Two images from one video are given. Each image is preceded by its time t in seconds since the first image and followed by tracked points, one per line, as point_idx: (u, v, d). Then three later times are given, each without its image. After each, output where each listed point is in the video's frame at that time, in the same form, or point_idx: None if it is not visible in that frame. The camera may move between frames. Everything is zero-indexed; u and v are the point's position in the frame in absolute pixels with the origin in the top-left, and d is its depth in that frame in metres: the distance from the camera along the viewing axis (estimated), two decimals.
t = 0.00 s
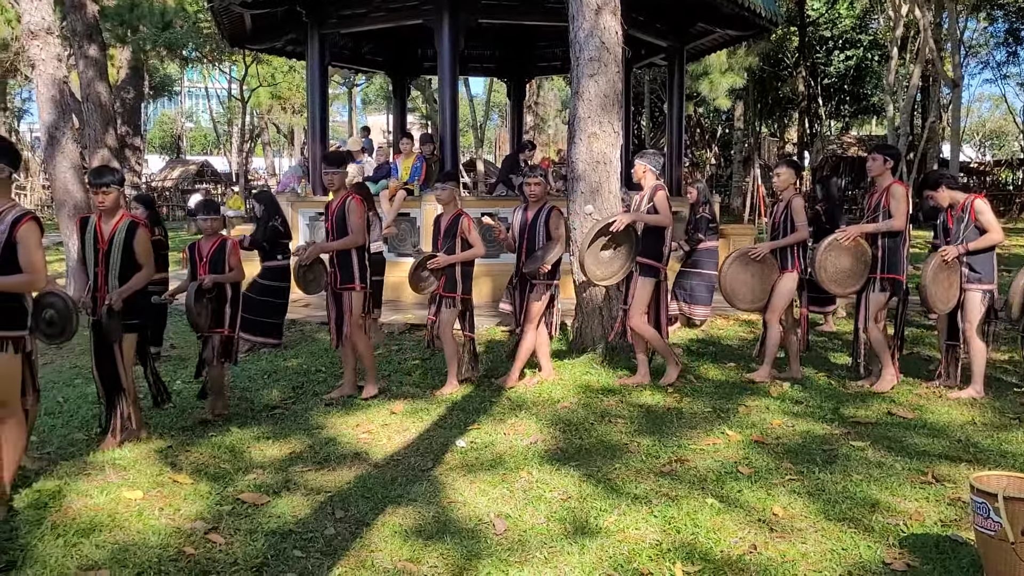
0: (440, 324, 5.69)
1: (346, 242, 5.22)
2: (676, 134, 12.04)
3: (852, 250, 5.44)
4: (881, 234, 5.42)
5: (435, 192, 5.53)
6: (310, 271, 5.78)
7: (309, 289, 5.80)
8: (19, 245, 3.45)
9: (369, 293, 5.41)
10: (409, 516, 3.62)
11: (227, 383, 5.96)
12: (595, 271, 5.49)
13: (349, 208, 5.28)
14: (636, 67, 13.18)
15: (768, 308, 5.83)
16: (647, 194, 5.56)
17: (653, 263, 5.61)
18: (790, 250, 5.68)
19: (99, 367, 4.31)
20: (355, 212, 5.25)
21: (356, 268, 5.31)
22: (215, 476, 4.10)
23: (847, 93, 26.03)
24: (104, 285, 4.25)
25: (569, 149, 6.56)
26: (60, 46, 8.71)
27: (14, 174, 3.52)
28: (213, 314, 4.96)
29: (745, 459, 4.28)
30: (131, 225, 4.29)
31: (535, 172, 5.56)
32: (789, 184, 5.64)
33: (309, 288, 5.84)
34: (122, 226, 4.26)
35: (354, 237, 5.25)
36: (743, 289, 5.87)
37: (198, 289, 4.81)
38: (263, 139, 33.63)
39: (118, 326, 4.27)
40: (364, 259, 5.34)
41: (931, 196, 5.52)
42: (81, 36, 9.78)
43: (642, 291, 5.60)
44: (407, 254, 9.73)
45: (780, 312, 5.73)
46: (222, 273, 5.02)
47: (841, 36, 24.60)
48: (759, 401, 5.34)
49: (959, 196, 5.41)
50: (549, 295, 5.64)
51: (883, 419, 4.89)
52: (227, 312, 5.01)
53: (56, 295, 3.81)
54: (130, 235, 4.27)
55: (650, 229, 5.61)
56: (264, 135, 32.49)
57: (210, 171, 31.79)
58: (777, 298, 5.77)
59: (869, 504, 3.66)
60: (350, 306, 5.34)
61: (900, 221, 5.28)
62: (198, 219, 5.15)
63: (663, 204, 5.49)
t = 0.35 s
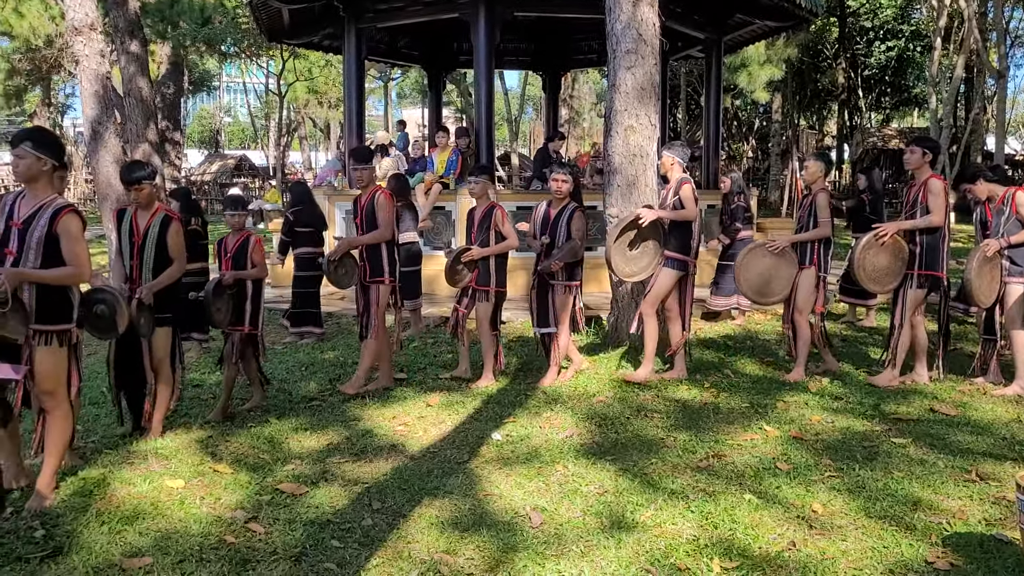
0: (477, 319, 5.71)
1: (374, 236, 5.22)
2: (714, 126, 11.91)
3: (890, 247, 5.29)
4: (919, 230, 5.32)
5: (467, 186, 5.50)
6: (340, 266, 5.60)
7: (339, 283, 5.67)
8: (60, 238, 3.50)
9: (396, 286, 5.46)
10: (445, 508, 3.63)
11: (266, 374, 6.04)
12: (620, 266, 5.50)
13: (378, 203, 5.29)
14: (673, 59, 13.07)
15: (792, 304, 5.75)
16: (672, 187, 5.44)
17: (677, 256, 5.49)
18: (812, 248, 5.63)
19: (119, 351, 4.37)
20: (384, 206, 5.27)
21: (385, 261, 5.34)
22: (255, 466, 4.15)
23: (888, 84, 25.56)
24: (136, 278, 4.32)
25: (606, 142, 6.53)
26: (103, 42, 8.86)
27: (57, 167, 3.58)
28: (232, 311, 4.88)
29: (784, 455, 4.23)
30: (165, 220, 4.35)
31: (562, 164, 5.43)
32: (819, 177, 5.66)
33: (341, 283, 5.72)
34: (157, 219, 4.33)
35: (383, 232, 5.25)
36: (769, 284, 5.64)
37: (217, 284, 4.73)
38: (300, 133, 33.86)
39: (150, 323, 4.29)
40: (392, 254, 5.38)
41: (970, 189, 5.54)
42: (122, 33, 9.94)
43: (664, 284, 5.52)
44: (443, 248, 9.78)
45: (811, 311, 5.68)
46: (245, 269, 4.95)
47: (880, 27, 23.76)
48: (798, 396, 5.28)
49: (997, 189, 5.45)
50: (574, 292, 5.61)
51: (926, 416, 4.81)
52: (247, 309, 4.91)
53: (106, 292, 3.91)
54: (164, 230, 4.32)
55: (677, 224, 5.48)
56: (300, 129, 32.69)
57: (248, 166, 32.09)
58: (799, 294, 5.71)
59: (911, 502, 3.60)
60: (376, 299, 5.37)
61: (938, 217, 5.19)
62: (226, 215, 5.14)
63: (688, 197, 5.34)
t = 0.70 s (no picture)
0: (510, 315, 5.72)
1: (397, 235, 5.25)
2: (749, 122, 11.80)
3: (916, 247, 5.20)
4: (945, 231, 5.24)
5: (491, 182, 5.54)
6: (362, 264, 5.39)
7: (360, 282, 5.42)
8: (96, 232, 3.54)
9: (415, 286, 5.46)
10: (478, 503, 3.64)
11: (299, 368, 6.10)
12: (636, 265, 5.28)
13: (404, 201, 5.32)
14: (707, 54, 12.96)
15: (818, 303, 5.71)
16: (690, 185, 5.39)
17: (692, 256, 5.48)
18: (837, 245, 5.63)
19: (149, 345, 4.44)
20: (410, 205, 5.29)
21: (403, 261, 5.35)
22: (290, 459, 4.19)
23: (926, 78, 25.14)
24: (165, 272, 4.35)
25: (640, 137, 6.49)
26: (141, 39, 8.98)
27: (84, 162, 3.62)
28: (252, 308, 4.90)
29: (820, 454, 4.19)
30: (189, 214, 4.39)
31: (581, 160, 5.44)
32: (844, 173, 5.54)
33: (360, 283, 5.46)
34: (181, 214, 4.37)
35: (406, 231, 5.28)
36: (796, 283, 5.57)
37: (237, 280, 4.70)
38: (333, 129, 34.06)
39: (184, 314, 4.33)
40: (412, 253, 5.40)
41: (1008, 187, 5.40)
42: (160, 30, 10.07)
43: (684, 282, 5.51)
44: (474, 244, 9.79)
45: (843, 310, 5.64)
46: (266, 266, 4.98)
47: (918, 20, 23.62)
48: (834, 395, 5.22)
49: None
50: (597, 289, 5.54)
51: (966, 416, 4.72)
52: (267, 307, 4.93)
53: (145, 288, 3.97)
54: (188, 224, 4.37)
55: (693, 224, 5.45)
56: (332, 125, 32.83)
57: (281, 161, 32.31)
58: (827, 294, 5.68)
59: (951, 503, 3.54)
60: (395, 299, 5.38)
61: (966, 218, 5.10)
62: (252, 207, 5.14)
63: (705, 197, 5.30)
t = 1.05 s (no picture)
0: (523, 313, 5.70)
1: (415, 235, 5.23)
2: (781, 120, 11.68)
3: (938, 246, 5.15)
4: (969, 232, 5.14)
5: (503, 180, 5.56)
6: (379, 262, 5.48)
7: (375, 280, 5.49)
8: (116, 228, 3.58)
9: (432, 287, 5.44)
10: (507, 501, 3.64)
11: (330, 364, 6.15)
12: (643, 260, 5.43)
13: (423, 202, 5.29)
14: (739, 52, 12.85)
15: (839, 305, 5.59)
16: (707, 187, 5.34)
17: (703, 257, 5.43)
18: (857, 245, 5.44)
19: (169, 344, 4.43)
20: (429, 206, 5.26)
21: (420, 261, 5.33)
22: (320, 454, 4.22)
23: (963, 76, 24.73)
24: (180, 269, 4.38)
25: (671, 135, 6.45)
26: (176, 37, 9.07)
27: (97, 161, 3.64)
28: (281, 304, 4.93)
29: (853, 456, 4.14)
30: (201, 209, 4.43)
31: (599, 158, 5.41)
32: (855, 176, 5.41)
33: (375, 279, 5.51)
34: (192, 209, 4.41)
35: (424, 231, 5.25)
36: (808, 282, 5.55)
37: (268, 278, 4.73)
38: (363, 126, 34.22)
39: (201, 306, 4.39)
40: (429, 253, 5.35)
41: None
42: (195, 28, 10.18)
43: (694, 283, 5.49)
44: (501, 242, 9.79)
45: (870, 311, 5.51)
46: (293, 263, 4.95)
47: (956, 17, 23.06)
48: (867, 397, 5.16)
49: None
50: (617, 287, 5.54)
51: (1003, 420, 4.65)
52: (296, 303, 4.95)
53: (168, 287, 4.01)
54: (200, 218, 4.41)
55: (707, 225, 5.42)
56: (363, 122, 32.96)
57: (312, 158, 32.52)
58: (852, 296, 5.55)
59: (987, 508, 3.49)
60: (414, 300, 5.39)
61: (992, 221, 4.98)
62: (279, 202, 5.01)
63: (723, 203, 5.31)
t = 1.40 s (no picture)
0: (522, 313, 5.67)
1: (428, 235, 5.23)
2: (808, 120, 11.58)
3: (960, 249, 5.14)
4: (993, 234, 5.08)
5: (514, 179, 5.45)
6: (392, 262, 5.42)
7: (390, 280, 5.44)
8: (128, 222, 3.60)
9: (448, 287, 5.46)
10: (532, 500, 3.64)
11: (354, 362, 6.18)
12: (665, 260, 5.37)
13: (435, 199, 5.27)
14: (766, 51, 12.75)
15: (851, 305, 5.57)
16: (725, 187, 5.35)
17: (723, 257, 5.46)
18: (863, 241, 5.47)
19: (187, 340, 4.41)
20: (441, 204, 5.23)
21: (435, 261, 5.33)
22: (346, 451, 4.24)
23: (995, 75, 24.41)
24: (193, 266, 4.43)
25: (697, 135, 6.41)
26: (205, 37, 9.16)
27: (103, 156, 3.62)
28: (307, 302, 4.95)
29: (881, 459, 4.09)
30: (212, 206, 4.47)
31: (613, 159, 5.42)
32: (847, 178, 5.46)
33: (391, 279, 5.45)
34: (204, 206, 4.45)
35: (438, 230, 5.25)
36: (825, 284, 5.48)
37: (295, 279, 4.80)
38: (388, 125, 34.33)
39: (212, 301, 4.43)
40: (444, 253, 5.36)
41: None
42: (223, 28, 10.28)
43: (712, 283, 5.48)
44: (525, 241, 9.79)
45: (880, 309, 5.52)
46: (317, 261, 4.99)
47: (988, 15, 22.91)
48: (895, 399, 5.10)
49: None
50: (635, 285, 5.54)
51: None
52: (321, 301, 5.00)
53: (179, 287, 4.03)
54: (211, 215, 4.45)
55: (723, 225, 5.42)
56: (388, 122, 33.07)
57: (338, 157, 32.69)
58: (861, 296, 5.54)
59: (1018, 513, 3.44)
60: (429, 299, 5.40)
61: (1014, 223, 4.91)
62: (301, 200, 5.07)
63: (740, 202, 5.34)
